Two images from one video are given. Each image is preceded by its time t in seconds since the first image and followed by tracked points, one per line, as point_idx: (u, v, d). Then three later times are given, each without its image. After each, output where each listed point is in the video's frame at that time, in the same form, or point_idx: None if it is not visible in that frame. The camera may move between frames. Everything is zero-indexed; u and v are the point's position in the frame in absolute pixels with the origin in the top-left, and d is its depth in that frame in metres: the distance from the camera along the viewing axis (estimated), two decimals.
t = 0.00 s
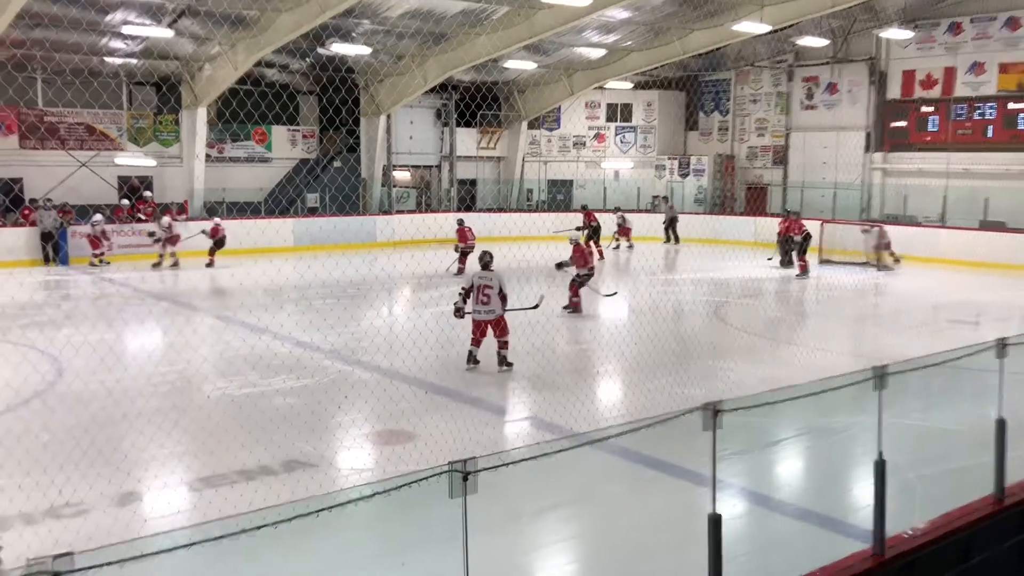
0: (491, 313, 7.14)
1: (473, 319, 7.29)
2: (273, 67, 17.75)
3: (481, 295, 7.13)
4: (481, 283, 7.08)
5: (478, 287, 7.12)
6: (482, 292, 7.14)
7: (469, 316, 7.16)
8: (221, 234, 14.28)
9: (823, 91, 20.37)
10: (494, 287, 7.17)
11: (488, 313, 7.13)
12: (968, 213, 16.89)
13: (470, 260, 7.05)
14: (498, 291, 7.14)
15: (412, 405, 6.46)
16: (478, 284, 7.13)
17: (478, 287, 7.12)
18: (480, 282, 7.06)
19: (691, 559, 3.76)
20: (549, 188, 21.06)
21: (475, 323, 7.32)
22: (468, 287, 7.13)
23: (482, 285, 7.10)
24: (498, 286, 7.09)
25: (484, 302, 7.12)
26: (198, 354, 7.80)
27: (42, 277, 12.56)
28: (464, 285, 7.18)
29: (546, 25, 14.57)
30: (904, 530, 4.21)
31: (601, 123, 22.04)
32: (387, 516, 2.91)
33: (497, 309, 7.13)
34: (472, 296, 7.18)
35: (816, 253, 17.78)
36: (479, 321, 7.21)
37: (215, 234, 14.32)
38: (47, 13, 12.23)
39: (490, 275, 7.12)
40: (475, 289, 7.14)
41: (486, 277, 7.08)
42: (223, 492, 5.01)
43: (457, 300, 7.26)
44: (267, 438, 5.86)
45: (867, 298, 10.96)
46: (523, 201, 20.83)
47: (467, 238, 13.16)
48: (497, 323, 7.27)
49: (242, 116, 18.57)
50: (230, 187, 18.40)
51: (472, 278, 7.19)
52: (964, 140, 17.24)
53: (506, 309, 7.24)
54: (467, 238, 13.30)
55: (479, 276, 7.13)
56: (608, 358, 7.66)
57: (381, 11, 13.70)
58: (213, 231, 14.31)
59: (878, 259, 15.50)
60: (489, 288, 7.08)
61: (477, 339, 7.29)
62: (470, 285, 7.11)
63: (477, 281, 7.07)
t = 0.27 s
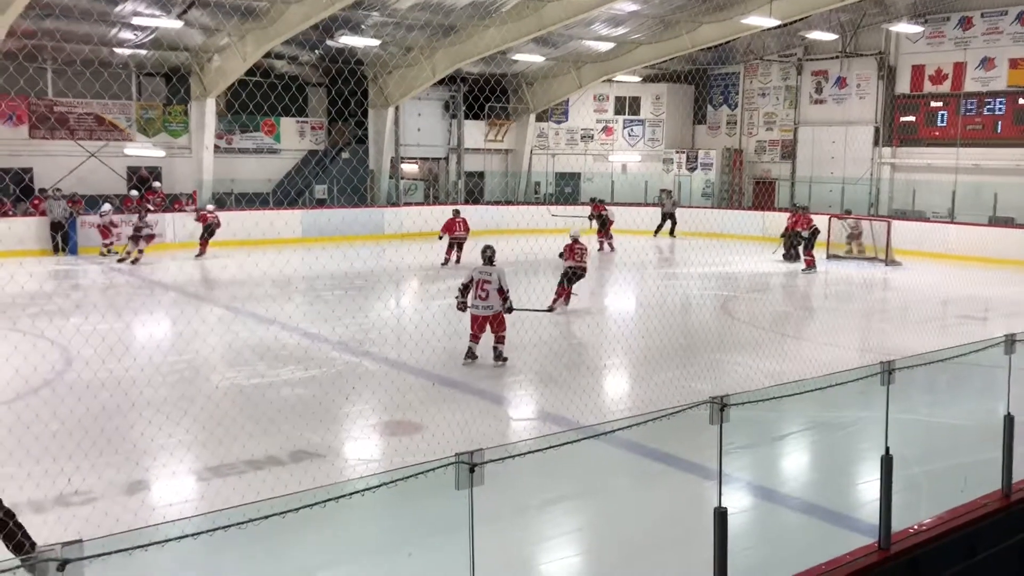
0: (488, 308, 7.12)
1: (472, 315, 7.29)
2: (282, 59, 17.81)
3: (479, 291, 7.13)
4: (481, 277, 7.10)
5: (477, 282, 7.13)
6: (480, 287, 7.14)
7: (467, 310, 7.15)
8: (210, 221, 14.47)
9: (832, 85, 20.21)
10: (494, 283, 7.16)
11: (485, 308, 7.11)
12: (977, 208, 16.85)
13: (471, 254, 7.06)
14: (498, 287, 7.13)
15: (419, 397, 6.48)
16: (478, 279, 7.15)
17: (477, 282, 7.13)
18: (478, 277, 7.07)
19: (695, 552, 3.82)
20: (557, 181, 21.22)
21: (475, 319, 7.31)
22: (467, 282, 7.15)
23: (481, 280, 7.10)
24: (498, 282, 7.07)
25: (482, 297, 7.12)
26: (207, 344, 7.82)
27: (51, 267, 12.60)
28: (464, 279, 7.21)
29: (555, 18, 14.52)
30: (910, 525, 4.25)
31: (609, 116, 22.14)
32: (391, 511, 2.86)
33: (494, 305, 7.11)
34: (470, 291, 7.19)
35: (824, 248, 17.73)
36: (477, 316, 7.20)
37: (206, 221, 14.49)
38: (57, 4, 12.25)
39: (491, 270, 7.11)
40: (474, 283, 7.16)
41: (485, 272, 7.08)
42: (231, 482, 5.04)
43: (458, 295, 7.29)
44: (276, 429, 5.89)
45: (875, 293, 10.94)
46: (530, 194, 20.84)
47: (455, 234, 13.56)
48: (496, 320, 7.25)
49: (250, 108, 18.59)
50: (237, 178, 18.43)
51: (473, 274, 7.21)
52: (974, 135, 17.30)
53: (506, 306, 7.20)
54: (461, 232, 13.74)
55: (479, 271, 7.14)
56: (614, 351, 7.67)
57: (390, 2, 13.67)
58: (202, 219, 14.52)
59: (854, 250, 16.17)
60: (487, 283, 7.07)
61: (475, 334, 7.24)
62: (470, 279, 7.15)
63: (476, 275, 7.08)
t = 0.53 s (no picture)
0: (498, 309, 7.00)
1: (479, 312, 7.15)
2: (290, 52, 17.82)
3: (491, 289, 6.99)
4: (495, 276, 6.95)
5: (490, 280, 6.98)
6: (493, 286, 6.99)
7: (475, 306, 7.03)
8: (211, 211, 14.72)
9: (841, 80, 20.15)
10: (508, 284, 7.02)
11: (492, 308, 6.98)
12: (986, 206, 16.78)
13: (487, 252, 6.89)
14: (512, 291, 6.98)
15: (425, 391, 6.48)
16: (493, 279, 7.01)
17: (490, 280, 6.98)
18: (493, 276, 6.93)
19: (700, 547, 3.83)
20: (565, 176, 20.76)
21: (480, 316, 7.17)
22: (480, 279, 6.99)
23: (495, 279, 6.97)
24: (512, 283, 6.94)
25: (493, 297, 6.98)
26: (214, 337, 7.83)
27: (58, 260, 12.63)
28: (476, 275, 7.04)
29: (564, 12, 14.46)
30: (916, 522, 4.26)
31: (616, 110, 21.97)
32: (396, 503, 2.86)
33: (505, 306, 6.99)
34: (481, 288, 7.03)
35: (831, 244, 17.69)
36: (486, 315, 7.07)
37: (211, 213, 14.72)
38: None
39: (506, 270, 6.97)
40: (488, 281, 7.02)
41: (500, 272, 6.93)
42: (236, 475, 5.05)
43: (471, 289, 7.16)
44: (282, 422, 5.89)
45: (882, 290, 10.90)
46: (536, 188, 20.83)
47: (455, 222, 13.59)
48: (502, 321, 7.12)
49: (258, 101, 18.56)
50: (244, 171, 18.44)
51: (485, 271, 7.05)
52: (984, 133, 17.41)
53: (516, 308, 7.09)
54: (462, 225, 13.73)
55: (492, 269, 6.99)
56: (619, 347, 7.66)
57: None
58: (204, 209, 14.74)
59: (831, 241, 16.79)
60: (501, 283, 6.93)
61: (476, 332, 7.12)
62: (485, 276, 7.01)
63: (490, 273, 6.93)
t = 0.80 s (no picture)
0: (517, 308, 6.90)
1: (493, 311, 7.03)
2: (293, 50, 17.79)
3: (509, 288, 6.88)
4: (512, 275, 6.83)
5: (507, 279, 6.85)
6: (510, 285, 6.88)
7: (494, 307, 6.89)
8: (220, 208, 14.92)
9: (845, 78, 20.13)
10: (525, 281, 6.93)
11: (513, 307, 6.87)
12: (991, 204, 16.72)
13: (503, 250, 6.77)
14: (528, 287, 6.91)
15: (428, 388, 6.48)
16: (508, 277, 6.89)
17: (507, 280, 6.86)
18: (511, 275, 6.80)
19: (702, 544, 3.86)
20: (568, 174, 20.74)
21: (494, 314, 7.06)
22: (496, 278, 6.86)
23: (512, 278, 6.85)
24: (530, 281, 6.87)
25: (511, 296, 6.88)
26: (218, 335, 7.84)
27: (62, 257, 12.64)
28: (491, 273, 6.90)
29: (568, 8, 14.40)
30: (920, 521, 4.24)
31: (621, 108, 22.16)
32: (397, 503, 2.84)
33: (524, 305, 6.90)
34: (496, 287, 6.91)
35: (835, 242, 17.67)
36: (503, 314, 6.97)
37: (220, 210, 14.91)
38: None
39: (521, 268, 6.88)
40: (503, 280, 6.89)
41: (517, 270, 6.83)
42: (241, 472, 5.06)
43: (483, 291, 7.00)
44: (285, 419, 5.90)
45: (887, 288, 10.87)
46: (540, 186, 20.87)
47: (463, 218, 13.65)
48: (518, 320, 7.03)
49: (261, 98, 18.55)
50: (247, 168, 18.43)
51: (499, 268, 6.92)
52: (988, 130, 17.24)
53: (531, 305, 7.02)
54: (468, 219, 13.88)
55: (508, 267, 6.87)
56: (623, 345, 7.65)
57: None
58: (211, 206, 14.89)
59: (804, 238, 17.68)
60: (520, 282, 6.83)
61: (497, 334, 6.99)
62: (501, 276, 6.87)
63: (508, 272, 6.81)
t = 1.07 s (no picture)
0: (537, 310, 6.72)
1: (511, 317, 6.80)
2: (294, 52, 17.67)
3: (526, 291, 6.68)
4: (528, 276, 6.64)
5: (524, 283, 6.65)
6: (527, 288, 6.69)
7: (516, 313, 6.66)
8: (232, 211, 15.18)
9: (846, 78, 20.11)
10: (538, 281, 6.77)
11: (536, 309, 6.70)
12: (992, 203, 16.76)
13: (515, 253, 6.57)
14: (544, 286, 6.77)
15: (431, 389, 6.49)
16: (522, 279, 6.69)
17: (523, 283, 6.66)
18: (528, 277, 6.62)
19: (704, 546, 3.86)
20: (569, 175, 21.10)
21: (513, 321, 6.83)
22: (512, 282, 6.64)
23: (528, 280, 6.66)
24: (546, 281, 6.70)
25: (530, 299, 6.69)
26: (220, 337, 7.84)
27: (64, 260, 12.65)
28: (505, 279, 6.67)
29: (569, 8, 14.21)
30: (923, 521, 4.22)
31: (621, 108, 21.92)
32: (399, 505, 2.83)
33: (544, 306, 6.72)
34: (513, 292, 6.70)
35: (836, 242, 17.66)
36: (523, 319, 6.76)
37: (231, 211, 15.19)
38: None
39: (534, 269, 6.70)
40: (518, 284, 6.66)
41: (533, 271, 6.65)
42: (243, 473, 5.07)
43: (496, 298, 6.71)
44: (287, 422, 5.90)
45: (888, 288, 10.87)
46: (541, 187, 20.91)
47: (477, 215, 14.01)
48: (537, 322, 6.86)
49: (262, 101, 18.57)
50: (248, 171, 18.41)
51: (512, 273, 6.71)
52: (989, 129, 17.24)
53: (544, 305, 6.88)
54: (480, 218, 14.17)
55: (522, 270, 6.67)
56: (624, 346, 7.65)
57: None
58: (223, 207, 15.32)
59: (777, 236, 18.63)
60: (537, 284, 6.65)
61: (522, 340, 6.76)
62: (517, 279, 6.64)
63: (524, 275, 6.62)
